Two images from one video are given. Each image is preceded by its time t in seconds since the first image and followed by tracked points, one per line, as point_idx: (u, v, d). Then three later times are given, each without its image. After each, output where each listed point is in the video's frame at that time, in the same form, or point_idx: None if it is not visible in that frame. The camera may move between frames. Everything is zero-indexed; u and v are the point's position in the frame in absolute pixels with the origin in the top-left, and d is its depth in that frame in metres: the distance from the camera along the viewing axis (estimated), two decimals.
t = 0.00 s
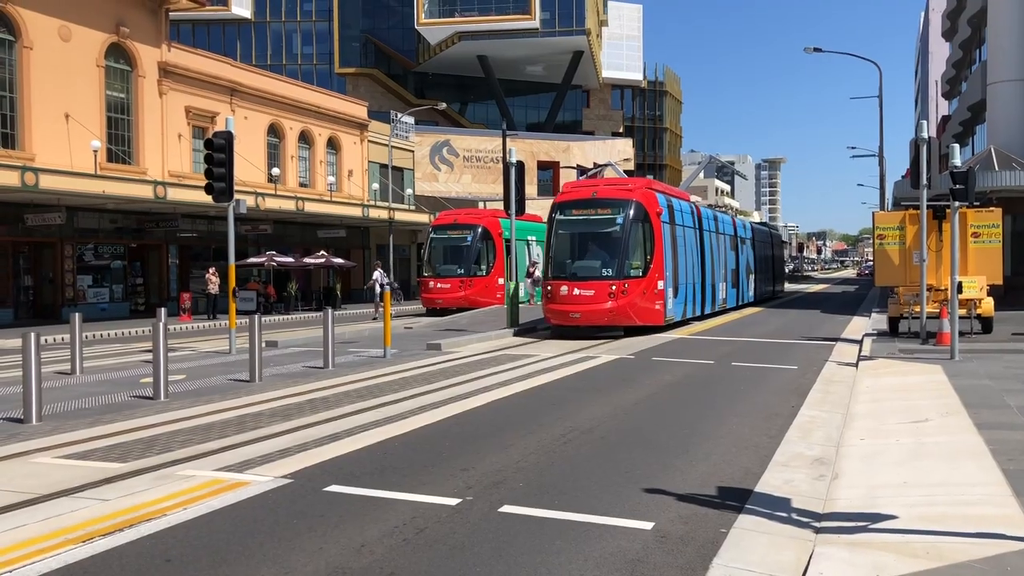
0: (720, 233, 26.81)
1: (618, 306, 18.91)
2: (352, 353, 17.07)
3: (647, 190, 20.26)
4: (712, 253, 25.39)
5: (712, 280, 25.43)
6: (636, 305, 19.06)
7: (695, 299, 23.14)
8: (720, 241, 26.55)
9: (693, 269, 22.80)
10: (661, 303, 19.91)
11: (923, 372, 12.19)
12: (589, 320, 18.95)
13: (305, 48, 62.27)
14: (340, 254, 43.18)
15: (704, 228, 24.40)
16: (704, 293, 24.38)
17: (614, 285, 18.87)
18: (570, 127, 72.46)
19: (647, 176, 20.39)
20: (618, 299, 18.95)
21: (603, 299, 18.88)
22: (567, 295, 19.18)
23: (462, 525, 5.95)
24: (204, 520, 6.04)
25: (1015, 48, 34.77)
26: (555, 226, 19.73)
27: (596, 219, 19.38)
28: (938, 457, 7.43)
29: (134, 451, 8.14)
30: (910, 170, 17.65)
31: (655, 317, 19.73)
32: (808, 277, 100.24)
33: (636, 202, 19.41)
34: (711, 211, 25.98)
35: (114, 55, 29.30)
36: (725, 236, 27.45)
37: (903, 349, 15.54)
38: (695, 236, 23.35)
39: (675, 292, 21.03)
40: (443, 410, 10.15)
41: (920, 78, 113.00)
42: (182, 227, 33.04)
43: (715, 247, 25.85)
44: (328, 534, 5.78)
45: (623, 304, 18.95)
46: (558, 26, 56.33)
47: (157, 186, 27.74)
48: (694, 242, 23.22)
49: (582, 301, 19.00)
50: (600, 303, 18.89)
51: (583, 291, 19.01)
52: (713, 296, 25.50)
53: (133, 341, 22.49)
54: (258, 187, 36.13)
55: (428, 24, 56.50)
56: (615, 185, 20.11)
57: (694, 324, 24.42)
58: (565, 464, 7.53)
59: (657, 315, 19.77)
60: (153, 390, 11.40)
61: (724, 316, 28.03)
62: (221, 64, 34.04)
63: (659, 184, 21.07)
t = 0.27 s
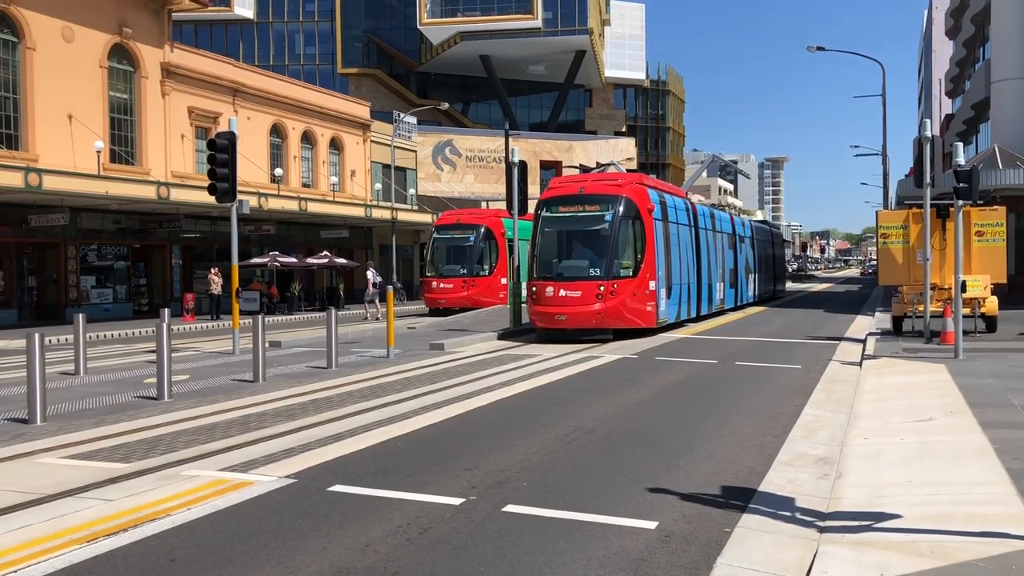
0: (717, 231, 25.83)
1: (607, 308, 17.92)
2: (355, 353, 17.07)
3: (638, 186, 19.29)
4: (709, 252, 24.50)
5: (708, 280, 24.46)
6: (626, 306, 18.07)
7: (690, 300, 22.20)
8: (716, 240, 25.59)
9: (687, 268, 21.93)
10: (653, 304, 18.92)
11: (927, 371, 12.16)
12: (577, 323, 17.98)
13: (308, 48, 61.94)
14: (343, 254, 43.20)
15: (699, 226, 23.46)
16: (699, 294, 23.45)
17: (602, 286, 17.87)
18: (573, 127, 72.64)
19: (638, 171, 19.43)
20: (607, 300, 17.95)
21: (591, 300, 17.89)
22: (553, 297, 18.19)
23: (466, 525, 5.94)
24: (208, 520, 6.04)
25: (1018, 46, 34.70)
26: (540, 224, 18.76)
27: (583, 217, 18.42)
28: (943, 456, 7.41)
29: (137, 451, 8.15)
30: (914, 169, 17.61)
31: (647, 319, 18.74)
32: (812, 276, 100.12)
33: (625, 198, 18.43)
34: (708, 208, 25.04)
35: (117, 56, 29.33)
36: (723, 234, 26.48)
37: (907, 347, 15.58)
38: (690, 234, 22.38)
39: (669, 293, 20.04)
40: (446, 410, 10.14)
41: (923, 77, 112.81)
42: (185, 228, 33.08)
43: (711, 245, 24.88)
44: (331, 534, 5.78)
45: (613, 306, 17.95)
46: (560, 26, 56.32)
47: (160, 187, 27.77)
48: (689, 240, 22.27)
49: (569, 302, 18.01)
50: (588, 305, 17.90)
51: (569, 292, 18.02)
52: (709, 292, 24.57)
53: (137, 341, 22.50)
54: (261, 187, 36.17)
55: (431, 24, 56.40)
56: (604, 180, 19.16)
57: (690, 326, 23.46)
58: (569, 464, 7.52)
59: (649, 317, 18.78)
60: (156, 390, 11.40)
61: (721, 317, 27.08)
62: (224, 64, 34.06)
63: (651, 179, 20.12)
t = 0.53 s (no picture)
0: (715, 231, 25.07)
1: (595, 311, 17.18)
2: (360, 353, 17.09)
3: (629, 181, 18.59)
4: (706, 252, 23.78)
5: (705, 281, 23.68)
6: (615, 309, 17.34)
7: (685, 302, 21.45)
8: (714, 239, 24.81)
9: (683, 269, 21.21)
10: (644, 307, 18.18)
11: (933, 371, 12.14)
12: (562, 327, 17.22)
13: (311, 49, 61.72)
14: (348, 255, 43.24)
15: (695, 225, 22.71)
16: (695, 295, 22.70)
17: (590, 287, 17.13)
18: (577, 127, 72.60)
19: (628, 166, 18.75)
20: (595, 302, 17.22)
21: (577, 303, 17.14)
22: (538, 299, 17.43)
23: (471, 525, 5.96)
24: (214, 521, 6.05)
25: None
26: (526, 222, 18.03)
27: (570, 213, 17.70)
28: (949, 457, 7.39)
29: (143, 451, 8.17)
30: (919, 168, 17.55)
31: (638, 322, 18.00)
32: (817, 276, 99.92)
33: (614, 194, 17.73)
34: (705, 206, 24.27)
35: (122, 57, 29.41)
36: (721, 233, 25.72)
37: (911, 347, 15.58)
38: (685, 232, 21.63)
39: (662, 294, 19.30)
40: (450, 410, 10.15)
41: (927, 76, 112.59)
42: (191, 229, 33.15)
43: (709, 244, 24.12)
44: (337, 535, 5.79)
45: (601, 309, 17.21)
46: (565, 26, 56.31)
47: (166, 188, 27.84)
48: (684, 239, 21.53)
49: (554, 305, 17.26)
50: (574, 308, 17.15)
51: (555, 294, 17.28)
52: (708, 290, 23.88)
53: (143, 342, 22.56)
54: (266, 188, 36.23)
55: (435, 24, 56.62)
56: (592, 175, 18.45)
57: (685, 328, 22.72)
58: (573, 464, 7.52)
59: (640, 320, 18.05)
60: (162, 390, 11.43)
61: (720, 319, 26.31)
62: (229, 65, 34.13)
63: (642, 174, 19.43)
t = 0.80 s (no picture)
0: (711, 230, 24.18)
1: (579, 316, 16.23)
2: (364, 355, 17.12)
3: (615, 177, 17.69)
4: (701, 252, 22.94)
5: (699, 283, 22.79)
6: (599, 313, 16.40)
7: (677, 305, 20.56)
8: (709, 239, 23.91)
9: (675, 269, 20.37)
10: (631, 311, 17.26)
11: (938, 372, 12.12)
12: (543, 332, 16.25)
13: (316, 51, 61.81)
14: (352, 257, 43.30)
15: (688, 225, 21.83)
16: (689, 298, 21.82)
17: (572, 290, 16.16)
18: (581, 129, 73.15)
19: (615, 162, 17.85)
20: (578, 306, 16.27)
21: (559, 307, 16.18)
22: (518, 303, 16.45)
23: (476, 527, 5.96)
24: (218, 523, 6.06)
25: None
26: (506, 220, 17.06)
27: (552, 212, 16.73)
28: (954, 458, 7.38)
29: (149, 454, 8.19)
30: (923, 169, 17.52)
31: (625, 328, 17.09)
32: (822, 277, 99.90)
33: (599, 190, 16.81)
34: (699, 205, 23.37)
35: (127, 61, 29.49)
36: (717, 233, 24.84)
37: (916, 348, 15.59)
38: (676, 232, 20.74)
39: (651, 298, 18.38)
40: (454, 412, 10.15)
41: (931, 78, 112.53)
42: (195, 231, 33.21)
43: (704, 244, 23.24)
44: (342, 536, 5.80)
45: (585, 313, 16.28)
46: (568, 28, 56.15)
47: (170, 191, 27.91)
48: (676, 239, 20.64)
49: (535, 309, 16.29)
50: (555, 312, 16.18)
51: (535, 297, 16.29)
52: (703, 290, 23.11)
53: (148, 345, 22.62)
54: (270, 191, 36.31)
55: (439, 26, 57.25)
56: (577, 171, 17.51)
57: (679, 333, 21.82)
58: (577, 466, 7.52)
59: (626, 326, 17.11)
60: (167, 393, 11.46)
61: (717, 323, 25.42)
62: (233, 68, 34.19)
63: (630, 171, 18.54)
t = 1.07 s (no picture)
0: (703, 232, 23.09)
1: (556, 323, 15.06)
2: (366, 358, 17.13)
3: (596, 174, 16.54)
4: (693, 254, 21.88)
5: (691, 287, 21.68)
6: (578, 320, 15.24)
7: (666, 310, 19.46)
8: (701, 241, 22.81)
9: (665, 271, 19.33)
10: (614, 317, 16.13)
11: (940, 375, 12.11)
12: (517, 341, 15.05)
13: (317, 55, 62.56)
14: (354, 260, 43.34)
15: (678, 226, 20.74)
16: (679, 303, 20.72)
17: (548, 295, 14.97)
18: (582, 132, 73.40)
19: (597, 158, 16.73)
20: (555, 312, 15.09)
21: (534, 313, 14.99)
22: (490, 309, 15.24)
23: (478, 531, 5.95)
24: (220, 526, 6.06)
25: None
26: (479, 221, 15.87)
27: (528, 211, 15.57)
28: (956, 461, 7.38)
29: (151, 457, 8.19)
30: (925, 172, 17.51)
31: (608, 335, 15.94)
32: (824, 280, 99.85)
33: (579, 188, 15.68)
34: (691, 205, 22.27)
35: (129, 64, 29.54)
36: (710, 234, 23.76)
37: (918, 351, 15.57)
38: (665, 232, 19.64)
39: (637, 303, 17.24)
40: (455, 416, 10.13)
41: (932, 81, 112.51)
42: (197, 234, 33.25)
43: (696, 246, 22.16)
44: (344, 539, 5.80)
45: (563, 320, 15.11)
46: (570, 31, 56.08)
47: (172, 194, 27.95)
48: (664, 241, 19.56)
49: (509, 316, 15.09)
50: (531, 319, 14.99)
51: (509, 303, 15.10)
52: (695, 291, 22.15)
53: (151, 349, 22.65)
54: (272, 194, 36.34)
55: (440, 30, 57.49)
56: (556, 168, 16.38)
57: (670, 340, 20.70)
58: (578, 469, 7.52)
59: (608, 333, 15.96)
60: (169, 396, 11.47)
61: (710, 328, 24.37)
62: (234, 71, 34.23)
63: (613, 168, 17.42)
